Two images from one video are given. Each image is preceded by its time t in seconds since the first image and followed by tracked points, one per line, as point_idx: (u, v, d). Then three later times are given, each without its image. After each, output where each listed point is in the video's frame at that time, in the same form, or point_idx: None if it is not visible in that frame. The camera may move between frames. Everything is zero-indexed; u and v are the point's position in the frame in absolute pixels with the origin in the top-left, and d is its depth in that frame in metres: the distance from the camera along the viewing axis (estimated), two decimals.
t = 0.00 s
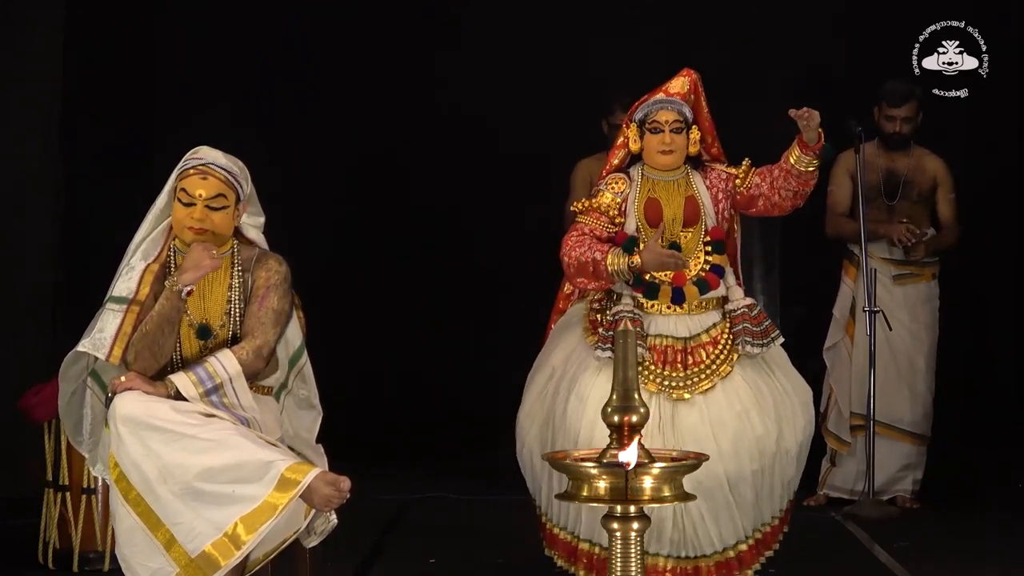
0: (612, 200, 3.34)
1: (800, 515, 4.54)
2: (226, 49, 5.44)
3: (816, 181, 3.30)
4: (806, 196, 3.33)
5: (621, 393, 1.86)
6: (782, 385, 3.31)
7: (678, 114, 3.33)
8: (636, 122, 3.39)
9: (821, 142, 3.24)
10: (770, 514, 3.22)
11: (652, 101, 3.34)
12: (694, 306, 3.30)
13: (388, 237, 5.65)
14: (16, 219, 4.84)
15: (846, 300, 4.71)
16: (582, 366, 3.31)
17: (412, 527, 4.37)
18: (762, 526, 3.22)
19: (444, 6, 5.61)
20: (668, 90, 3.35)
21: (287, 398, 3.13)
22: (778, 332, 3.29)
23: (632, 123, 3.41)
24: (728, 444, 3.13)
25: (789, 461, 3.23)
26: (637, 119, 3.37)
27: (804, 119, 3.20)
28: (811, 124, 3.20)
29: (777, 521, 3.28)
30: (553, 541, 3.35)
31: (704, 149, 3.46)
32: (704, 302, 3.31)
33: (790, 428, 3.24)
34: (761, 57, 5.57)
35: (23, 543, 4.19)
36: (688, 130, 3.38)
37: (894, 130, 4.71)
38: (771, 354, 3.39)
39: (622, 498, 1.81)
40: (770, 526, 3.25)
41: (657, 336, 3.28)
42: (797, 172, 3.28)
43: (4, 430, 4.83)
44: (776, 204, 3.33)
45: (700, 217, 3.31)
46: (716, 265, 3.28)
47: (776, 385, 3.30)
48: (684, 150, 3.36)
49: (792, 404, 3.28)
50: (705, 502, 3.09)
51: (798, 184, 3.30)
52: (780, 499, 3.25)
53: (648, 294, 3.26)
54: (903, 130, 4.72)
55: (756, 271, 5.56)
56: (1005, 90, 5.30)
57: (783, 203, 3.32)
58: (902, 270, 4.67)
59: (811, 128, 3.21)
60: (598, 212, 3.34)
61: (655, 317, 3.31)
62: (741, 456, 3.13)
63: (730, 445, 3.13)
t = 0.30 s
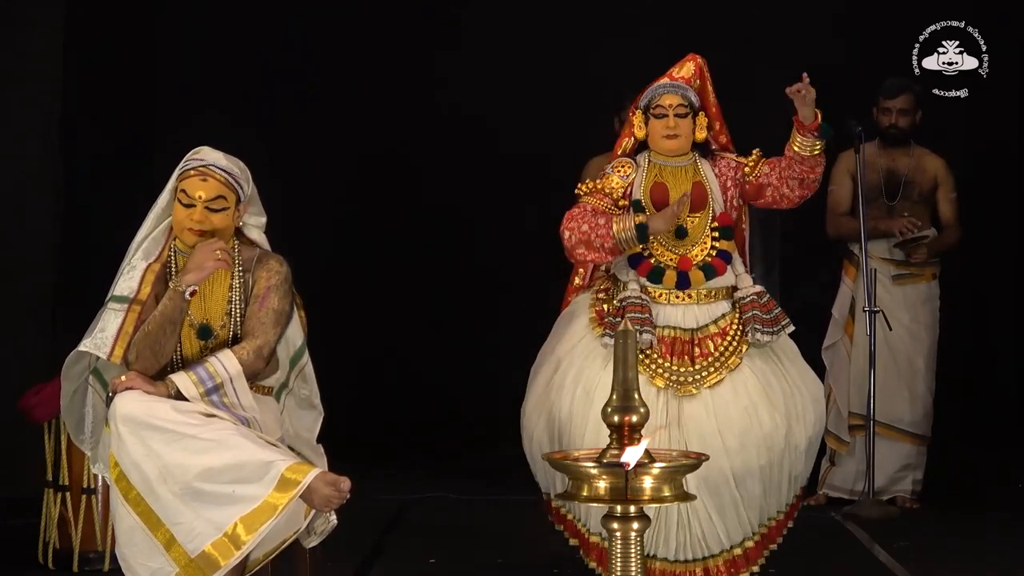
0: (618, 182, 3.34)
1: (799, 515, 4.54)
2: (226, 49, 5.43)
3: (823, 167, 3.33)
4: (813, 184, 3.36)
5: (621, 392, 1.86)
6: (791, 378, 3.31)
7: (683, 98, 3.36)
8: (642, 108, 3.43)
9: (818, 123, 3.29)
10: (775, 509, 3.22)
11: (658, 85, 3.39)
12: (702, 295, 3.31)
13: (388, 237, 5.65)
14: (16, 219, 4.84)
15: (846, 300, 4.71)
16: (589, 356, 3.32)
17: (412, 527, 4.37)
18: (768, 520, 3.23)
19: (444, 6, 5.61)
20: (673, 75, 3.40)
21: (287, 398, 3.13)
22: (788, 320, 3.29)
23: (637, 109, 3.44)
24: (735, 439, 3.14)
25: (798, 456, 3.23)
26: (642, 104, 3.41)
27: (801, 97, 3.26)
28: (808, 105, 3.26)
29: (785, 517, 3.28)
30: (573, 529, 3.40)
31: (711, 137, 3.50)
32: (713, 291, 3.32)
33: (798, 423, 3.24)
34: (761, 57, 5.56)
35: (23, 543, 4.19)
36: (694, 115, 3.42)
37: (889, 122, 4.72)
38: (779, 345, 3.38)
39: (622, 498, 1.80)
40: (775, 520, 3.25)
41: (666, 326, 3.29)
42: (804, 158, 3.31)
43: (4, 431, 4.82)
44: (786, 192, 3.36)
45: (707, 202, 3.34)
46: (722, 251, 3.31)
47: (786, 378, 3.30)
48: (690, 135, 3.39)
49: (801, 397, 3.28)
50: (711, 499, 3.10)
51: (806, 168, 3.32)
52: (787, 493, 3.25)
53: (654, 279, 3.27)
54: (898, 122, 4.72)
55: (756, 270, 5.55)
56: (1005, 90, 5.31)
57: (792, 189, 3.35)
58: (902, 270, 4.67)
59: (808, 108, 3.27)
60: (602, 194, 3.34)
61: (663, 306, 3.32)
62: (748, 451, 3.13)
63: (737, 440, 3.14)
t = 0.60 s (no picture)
0: (626, 173, 3.42)
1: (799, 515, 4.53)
2: (226, 49, 5.42)
3: (820, 193, 3.34)
4: (818, 205, 3.37)
5: (621, 392, 1.86)
6: (798, 383, 3.28)
7: (697, 94, 3.39)
8: (659, 101, 3.45)
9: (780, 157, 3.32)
10: (786, 523, 3.16)
11: (674, 79, 3.41)
12: (708, 292, 3.32)
13: (388, 237, 5.65)
14: (16, 219, 4.91)
15: (844, 300, 4.72)
16: (591, 350, 3.31)
17: (413, 527, 4.38)
18: (779, 536, 3.16)
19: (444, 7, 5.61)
20: (689, 69, 3.42)
21: (288, 398, 3.13)
22: (794, 321, 3.27)
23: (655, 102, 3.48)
24: (735, 440, 3.11)
25: (806, 462, 3.19)
26: (659, 97, 3.44)
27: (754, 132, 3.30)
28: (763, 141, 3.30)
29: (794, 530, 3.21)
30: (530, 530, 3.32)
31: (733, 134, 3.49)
32: (718, 289, 3.33)
33: (805, 426, 3.21)
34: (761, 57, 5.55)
35: (23, 544, 4.19)
36: (711, 112, 3.43)
37: (883, 117, 4.72)
38: (789, 348, 3.37)
39: (622, 498, 1.81)
40: (788, 536, 3.18)
41: (668, 322, 3.29)
42: (801, 188, 3.32)
43: (4, 431, 4.89)
44: (784, 213, 3.38)
45: (717, 200, 3.38)
46: (730, 248, 3.34)
47: (792, 381, 3.27)
48: (703, 130, 3.41)
49: (807, 402, 3.25)
50: (708, 499, 3.09)
51: (806, 192, 3.34)
52: (797, 504, 3.19)
53: (657, 273, 3.29)
54: (892, 117, 4.71)
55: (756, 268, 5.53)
56: (1005, 90, 5.34)
57: (794, 216, 3.37)
58: (899, 270, 4.68)
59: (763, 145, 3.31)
60: (608, 181, 3.43)
61: (668, 301, 3.33)
62: (747, 454, 3.10)
63: (736, 439, 3.12)
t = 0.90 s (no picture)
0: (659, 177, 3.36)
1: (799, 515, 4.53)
2: (226, 49, 5.43)
3: (813, 213, 3.16)
4: (816, 223, 3.18)
5: (621, 393, 1.86)
6: (830, 392, 3.18)
7: (734, 101, 3.23)
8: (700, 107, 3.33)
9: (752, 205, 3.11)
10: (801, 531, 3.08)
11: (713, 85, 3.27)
12: (739, 300, 3.20)
13: (387, 237, 5.65)
14: (16, 219, 4.96)
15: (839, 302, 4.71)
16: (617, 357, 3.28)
17: (413, 528, 4.38)
18: (790, 540, 3.08)
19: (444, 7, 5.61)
20: (729, 75, 3.26)
21: (289, 398, 3.14)
22: (830, 333, 3.14)
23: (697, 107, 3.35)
24: (761, 449, 3.01)
25: (833, 474, 3.07)
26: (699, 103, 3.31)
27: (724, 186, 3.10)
28: (725, 198, 3.06)
29: (809, 540, 3.12)
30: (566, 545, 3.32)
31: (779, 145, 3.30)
32: (749, 297, 3.20)
33: (834, 438, 3.09)
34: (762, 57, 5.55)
35: (23, 544, 4.19)
36: (750, 121, 3.26)
37: (873, 115, 4.73)
38: (828, 358, 3.26)
39: (622, 498, 1.81)
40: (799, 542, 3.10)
41: (697, 329, 3.20)
42: (789, 214, 3.14)
43: (4, 430, 4.91)
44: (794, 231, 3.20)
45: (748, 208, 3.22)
46: (756, 257, 3.21)
47: (822, 390, 3.17)
48: (739, 139, 3.25)
49: (839, 412, 3.15)
50: (730, 507, 2.98)
51: (802, 217, 3.15)
52: (818, 514, 3.09)
53: (680, 280, 3.22)
54: (882, 115, 4.72)
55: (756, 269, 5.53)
56: (1005, 90, 5.33)
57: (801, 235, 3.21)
58: (894, 268, 4.68)
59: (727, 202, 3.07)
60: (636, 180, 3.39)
61: (696, 309, 3.23)
62: (772, 464, 3.00)
63: (761, 447, 3.01)
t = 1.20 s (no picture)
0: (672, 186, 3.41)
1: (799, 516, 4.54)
2: (226, 49, 5.44)
3: (816, 230, 3.12)
4: (819, 240, 3.13)
5: (621, 393, 1.86)
6: (835, 409, 3.13)
7: (761, 116, 3.24)
8: (727, 117, 3.34)
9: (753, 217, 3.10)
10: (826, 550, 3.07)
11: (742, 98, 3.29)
12: (739, 316, 3.20)
13: (387, 237, 5.64)
14: (16, 219, 4.98)
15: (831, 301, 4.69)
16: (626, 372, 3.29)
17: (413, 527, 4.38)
18: (819, 563, 3.08)
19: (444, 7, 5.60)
20: (759, 90, 3.27)
21: (289, 398, 3.14)
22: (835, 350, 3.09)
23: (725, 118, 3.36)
24: (763, 467, 3.02)
25: (845, 488, 3.07)
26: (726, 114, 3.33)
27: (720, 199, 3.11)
28: (729, 215, 3.07)
29: (840, 558, 3.11)
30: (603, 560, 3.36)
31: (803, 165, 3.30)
32: (751, 313, 3.20)
33: (840, 455, 3.08)
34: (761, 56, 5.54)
35: (22, 544, 4.19)
36: (775, 138, 3.26)
37: (865, 115, 4.79)
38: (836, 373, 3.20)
39: (622, 498, 1.81)
40: (832, 563, 3.10)
41: (696, 347, 3.22)
42: (789, 227, 3.11)
43: (5, 430, 4.94)
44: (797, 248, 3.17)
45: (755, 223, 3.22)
46: (759, 273, 3.19)
47: (828, 406, 3.13)
48: (760, 155, 3.26)
49: (847, 428, 3.12)
50: (737, 524, 3.04)
51: (803, 234, 3.12)
52: (840, 531, 3.09)
53: (679, 291, 3.24)
54: (872, 115, 4.78)
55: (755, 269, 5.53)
56: (1006, 90, 5.32)
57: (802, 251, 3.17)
58: (886, 266, 4.71)
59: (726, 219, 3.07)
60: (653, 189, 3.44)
61: (698, 326, 3.25)
62: (777, 482, 3.01)
63: (763, 469, 3.02)
